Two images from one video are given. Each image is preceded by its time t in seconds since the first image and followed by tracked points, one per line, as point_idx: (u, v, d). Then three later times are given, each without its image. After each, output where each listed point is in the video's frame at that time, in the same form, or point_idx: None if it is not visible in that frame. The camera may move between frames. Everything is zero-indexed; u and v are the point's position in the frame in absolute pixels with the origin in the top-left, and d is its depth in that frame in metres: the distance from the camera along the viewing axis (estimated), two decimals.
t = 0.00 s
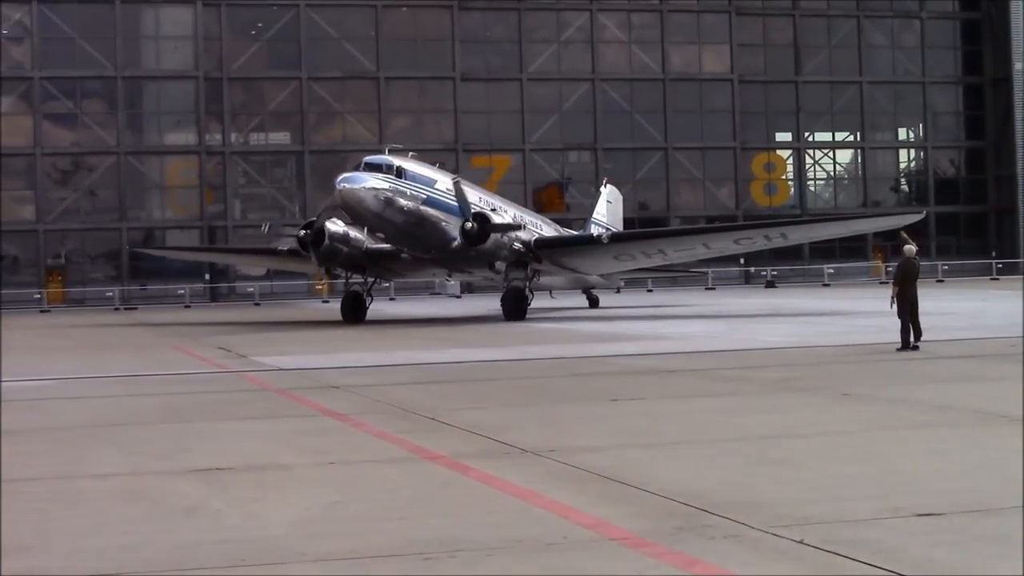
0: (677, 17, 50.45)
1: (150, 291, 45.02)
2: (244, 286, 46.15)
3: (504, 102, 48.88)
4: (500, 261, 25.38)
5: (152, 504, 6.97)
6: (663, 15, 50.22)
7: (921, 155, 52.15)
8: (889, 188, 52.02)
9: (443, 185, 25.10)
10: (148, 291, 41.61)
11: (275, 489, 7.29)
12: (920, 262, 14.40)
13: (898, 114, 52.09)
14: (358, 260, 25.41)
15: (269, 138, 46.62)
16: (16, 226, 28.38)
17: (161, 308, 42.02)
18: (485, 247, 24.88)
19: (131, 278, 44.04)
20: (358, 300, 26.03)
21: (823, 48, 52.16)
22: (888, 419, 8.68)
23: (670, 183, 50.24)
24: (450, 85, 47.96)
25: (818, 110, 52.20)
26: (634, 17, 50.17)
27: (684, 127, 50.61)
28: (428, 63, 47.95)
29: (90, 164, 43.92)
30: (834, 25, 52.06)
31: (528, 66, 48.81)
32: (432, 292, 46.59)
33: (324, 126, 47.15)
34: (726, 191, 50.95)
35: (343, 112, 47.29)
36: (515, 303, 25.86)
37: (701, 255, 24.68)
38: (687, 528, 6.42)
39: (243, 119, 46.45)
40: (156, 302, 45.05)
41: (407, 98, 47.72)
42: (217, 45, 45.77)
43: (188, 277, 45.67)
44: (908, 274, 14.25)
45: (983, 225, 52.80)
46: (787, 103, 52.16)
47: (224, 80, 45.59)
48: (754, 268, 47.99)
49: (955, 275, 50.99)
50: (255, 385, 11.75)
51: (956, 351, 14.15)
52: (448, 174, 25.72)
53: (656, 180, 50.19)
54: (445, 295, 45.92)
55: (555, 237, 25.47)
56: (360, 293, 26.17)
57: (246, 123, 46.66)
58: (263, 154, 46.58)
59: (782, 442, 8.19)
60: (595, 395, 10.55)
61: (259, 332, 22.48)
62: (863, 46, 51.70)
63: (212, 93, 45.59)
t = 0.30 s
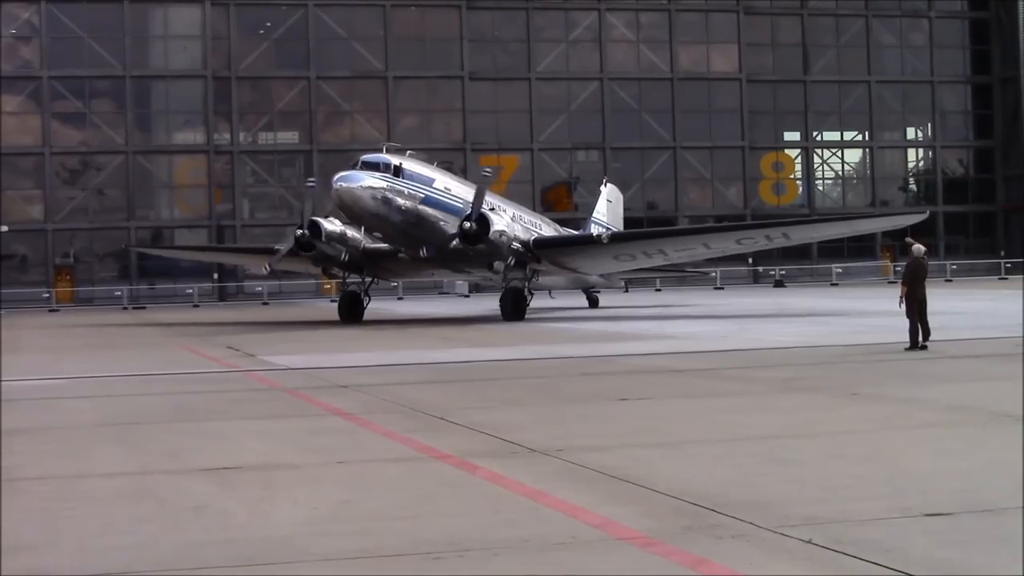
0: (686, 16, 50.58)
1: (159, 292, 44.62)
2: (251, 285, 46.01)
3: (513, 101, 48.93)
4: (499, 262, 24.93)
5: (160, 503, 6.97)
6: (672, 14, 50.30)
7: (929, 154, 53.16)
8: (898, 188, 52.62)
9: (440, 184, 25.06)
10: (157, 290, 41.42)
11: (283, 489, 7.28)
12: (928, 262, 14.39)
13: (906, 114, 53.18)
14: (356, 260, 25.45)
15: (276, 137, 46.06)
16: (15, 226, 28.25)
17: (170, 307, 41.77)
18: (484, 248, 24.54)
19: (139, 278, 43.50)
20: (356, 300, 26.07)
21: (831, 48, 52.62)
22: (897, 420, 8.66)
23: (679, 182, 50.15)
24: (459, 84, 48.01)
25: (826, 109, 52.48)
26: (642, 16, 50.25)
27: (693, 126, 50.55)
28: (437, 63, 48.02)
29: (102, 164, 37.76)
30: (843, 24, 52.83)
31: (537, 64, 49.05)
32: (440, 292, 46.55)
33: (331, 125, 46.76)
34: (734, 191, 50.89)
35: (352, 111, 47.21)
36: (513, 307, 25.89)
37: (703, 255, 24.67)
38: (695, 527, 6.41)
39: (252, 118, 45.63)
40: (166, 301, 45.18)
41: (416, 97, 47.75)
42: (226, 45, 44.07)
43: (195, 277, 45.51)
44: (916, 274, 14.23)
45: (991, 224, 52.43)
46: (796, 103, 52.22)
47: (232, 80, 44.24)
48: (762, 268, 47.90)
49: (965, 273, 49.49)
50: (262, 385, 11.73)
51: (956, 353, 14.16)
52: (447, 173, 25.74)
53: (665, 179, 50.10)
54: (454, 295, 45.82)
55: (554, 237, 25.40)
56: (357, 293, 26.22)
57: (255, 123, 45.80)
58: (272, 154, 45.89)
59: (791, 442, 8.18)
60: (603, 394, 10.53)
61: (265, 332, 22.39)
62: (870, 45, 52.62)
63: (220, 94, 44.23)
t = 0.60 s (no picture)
0: (695, 16, 50.56)
1: (167, 291, 45.12)
2: (261, 285, 46.26)
3: (521, 102, 49.06)
4: (499, 261, 25.16)
5: (170, 503, 6.97)
6: (680, 15, 50.30)
7: (938, 155, 52.57)
8: (908, 188, 51.93)
9: (440, 183, 24.93)
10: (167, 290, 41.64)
11: (291, 488, 7.29)
12: (938, 263, 14.36)
13: (914, 114, 52.48)
14: (354, 259, 25.26)
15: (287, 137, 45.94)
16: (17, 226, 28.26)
17: (179, 307, 41.78)
18: (484, 247, 24.72)
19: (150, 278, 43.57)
20: (354, 300, 26.15)
21: (840, 47, 52.18)
22: (905, 420, 8.64)
23: (687, 183, 50.19)
24: (467, 85, 47.91)
25: (836, 109, 51.91)
26: (650, 16, 50.33)
27: (701, 126, 50.67)
28: (444, 63, 47.93)
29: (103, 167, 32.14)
30: (852, 24, 52.42)
31: (545, 65, 49.06)
32: (449, 292, 46.70)
33: (341, 126, 47.34)
34: (743, 192, 50.82)
35: (360, 111, 47.86)
36: (512, 308, 25.56)
37: (704, 255, 24.61)
38: (703, 528, 6.41)
39: (262, 117, 45.52)
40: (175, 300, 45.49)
41: (424, 97, 47.79)
42: (234, 44, 42.95)
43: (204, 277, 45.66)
44: (926, 274, 14.21)
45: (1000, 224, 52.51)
46: (804, 103, 51.81)
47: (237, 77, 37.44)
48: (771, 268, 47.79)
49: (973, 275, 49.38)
50: (272, 385, 11.73)
51: (959, 353, 14.16)
52: (447, 172, 25.58)
53: (672, 179, 50.22)
54: (462, 295, 45.97)
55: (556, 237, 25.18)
56: (356, 293, 26.23)
57: (266, 122, 45.77)
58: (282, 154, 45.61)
59: (799, 442, 8.17)
60: (613, 394, 10.52)
61: (273, 332, 22.36)
62: (880, 45, 52.21)
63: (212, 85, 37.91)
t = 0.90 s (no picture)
0: (705, 17, 50.93)
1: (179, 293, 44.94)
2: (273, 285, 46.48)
3: (531, 102, 49.54)
4: (499, 262, 24.94)
5: (181, 503, 6.99)
6: (690, 15, 50.67)
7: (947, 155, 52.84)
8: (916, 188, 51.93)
9: (440, 184, 24.91)
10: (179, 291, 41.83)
11: (302, 489, 7.30)
12: (948, 264, 14.34)
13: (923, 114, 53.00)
14: (353, 260, 25.22)
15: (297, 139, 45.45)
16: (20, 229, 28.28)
17: (191, 309, 41.99)
18: (484, 249, 24.59)
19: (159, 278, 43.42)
20: (353, 301, 26.10)
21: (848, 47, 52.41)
22: (913, 419, 8.64)
23: (697, 183, 50.32)
24: (478, 85, 48.40)
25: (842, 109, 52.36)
26: (659, 17, 50.66)
27: (711, 127, 50.91)
28: (455, 64, 48.47)
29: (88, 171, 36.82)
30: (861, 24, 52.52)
31: (555, 66, 49.44)
32: (459, 293, 46.87)
33: (354, 126, 47.59)
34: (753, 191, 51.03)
35: (371, 112, 48.36)
36: (512, 309, 25.52)
37: (707, 256, 24.58)
38: (714, 528, 6.41)
39: (274, 120, 44.50)
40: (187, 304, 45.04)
41: (434, 98, 48.39)
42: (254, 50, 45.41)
43: (215, 279, 45.71)
44: (936, 276, 14.20)
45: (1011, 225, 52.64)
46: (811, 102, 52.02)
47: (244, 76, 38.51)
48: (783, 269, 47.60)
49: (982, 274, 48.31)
50: (282, 386, 11.75)
51: (962, 353, 14.15)
52: (446, 172, 25.65)
53: (682, 179, 50.48)
54: (474, 296, 46.11)
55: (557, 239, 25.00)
56: (355, 296, 26.26)
57: (277, 123, 44.96)
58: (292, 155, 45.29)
59: (810, 442, 8.16)
60: (622, 395, 10.52)
61: (279, 334, 22.37)
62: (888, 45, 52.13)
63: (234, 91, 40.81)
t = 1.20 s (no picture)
0: (715, 19, 50.36)
1: (189, 295, 45.12)
2: (282, 289, 46.35)
3: (541, 105, 48.74)
4: (501, 265, 24.83)
5: (193, 507, 6.99)
6: (700, 17, 50.15)
7: (959, 156, 52.13)
8: (929, 190, 51.60)
9: (441, 186, 24.75)
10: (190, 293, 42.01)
11: (313, 492, 7.30)
12: (959, 263, 14.40)
13: (936, 114, 52.19)
14: (353, 263, 25.17)
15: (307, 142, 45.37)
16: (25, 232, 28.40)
17: (201, 311, 41.90)
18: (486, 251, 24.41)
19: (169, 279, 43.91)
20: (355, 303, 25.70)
21: (860, 49, 51.91)
22: (924, 420, 8.62)
23: (708, 186, 49.99)
24: (487, 88, 47.85)
25: (855, 111, 51.75)
26: (670, 19, 50.07)
27: (722, 129, 50.36)
28: (465, 66, 47.83)
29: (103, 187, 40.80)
30: (872, 26, 52.15)
31: (565, 68, 48.75)
32: (469, 296, 46.68)
33: (362, 128, 46.73)
34: (764, 194, 50.65)
35: (381, 115, 46.99)
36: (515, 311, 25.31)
37: (711, 258, 24.53)
38: (725, 531, 6.40)
39: (283, 122, 45.34)
40: (197, 306, 45.31)
41: (444, 100, 47.63)
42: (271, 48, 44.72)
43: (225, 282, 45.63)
44: (947, 276, 14.23)
45: None
46: (823, 104, 51.66)
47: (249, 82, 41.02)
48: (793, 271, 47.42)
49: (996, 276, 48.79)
50: (293, 389, 11.74)
51: (968, 355, 14.10)
52: (448, 174, 25.48)
53: (693, 181, 49.96)
54: (484, 298, 46.02)
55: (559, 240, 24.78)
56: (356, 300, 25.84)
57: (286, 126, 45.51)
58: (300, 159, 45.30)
59: (820, 445, 8.14)
60: (632, 398, 10.50)
61: (287, 337, 22.35)
62: (900, 47, 51.90)
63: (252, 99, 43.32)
